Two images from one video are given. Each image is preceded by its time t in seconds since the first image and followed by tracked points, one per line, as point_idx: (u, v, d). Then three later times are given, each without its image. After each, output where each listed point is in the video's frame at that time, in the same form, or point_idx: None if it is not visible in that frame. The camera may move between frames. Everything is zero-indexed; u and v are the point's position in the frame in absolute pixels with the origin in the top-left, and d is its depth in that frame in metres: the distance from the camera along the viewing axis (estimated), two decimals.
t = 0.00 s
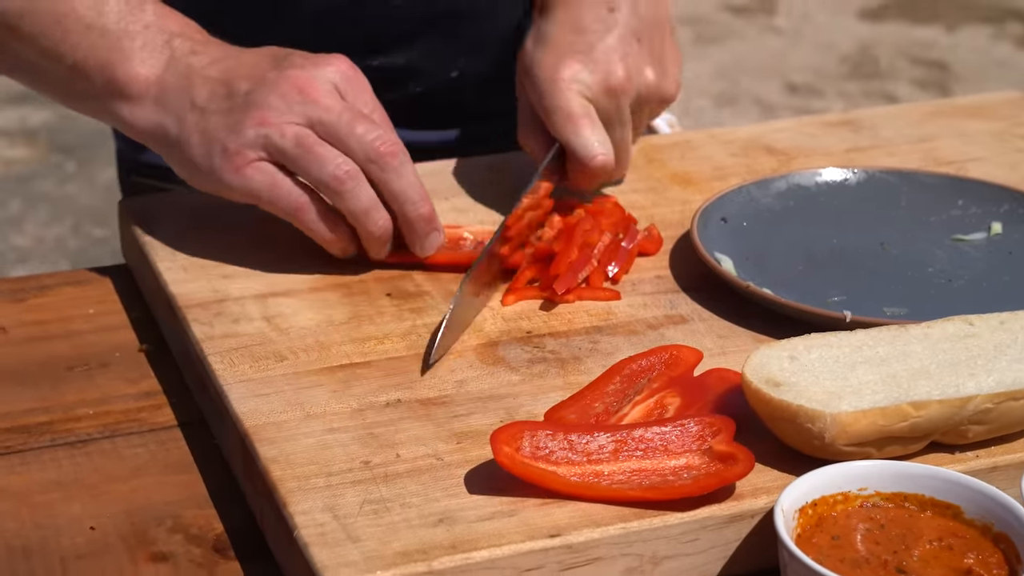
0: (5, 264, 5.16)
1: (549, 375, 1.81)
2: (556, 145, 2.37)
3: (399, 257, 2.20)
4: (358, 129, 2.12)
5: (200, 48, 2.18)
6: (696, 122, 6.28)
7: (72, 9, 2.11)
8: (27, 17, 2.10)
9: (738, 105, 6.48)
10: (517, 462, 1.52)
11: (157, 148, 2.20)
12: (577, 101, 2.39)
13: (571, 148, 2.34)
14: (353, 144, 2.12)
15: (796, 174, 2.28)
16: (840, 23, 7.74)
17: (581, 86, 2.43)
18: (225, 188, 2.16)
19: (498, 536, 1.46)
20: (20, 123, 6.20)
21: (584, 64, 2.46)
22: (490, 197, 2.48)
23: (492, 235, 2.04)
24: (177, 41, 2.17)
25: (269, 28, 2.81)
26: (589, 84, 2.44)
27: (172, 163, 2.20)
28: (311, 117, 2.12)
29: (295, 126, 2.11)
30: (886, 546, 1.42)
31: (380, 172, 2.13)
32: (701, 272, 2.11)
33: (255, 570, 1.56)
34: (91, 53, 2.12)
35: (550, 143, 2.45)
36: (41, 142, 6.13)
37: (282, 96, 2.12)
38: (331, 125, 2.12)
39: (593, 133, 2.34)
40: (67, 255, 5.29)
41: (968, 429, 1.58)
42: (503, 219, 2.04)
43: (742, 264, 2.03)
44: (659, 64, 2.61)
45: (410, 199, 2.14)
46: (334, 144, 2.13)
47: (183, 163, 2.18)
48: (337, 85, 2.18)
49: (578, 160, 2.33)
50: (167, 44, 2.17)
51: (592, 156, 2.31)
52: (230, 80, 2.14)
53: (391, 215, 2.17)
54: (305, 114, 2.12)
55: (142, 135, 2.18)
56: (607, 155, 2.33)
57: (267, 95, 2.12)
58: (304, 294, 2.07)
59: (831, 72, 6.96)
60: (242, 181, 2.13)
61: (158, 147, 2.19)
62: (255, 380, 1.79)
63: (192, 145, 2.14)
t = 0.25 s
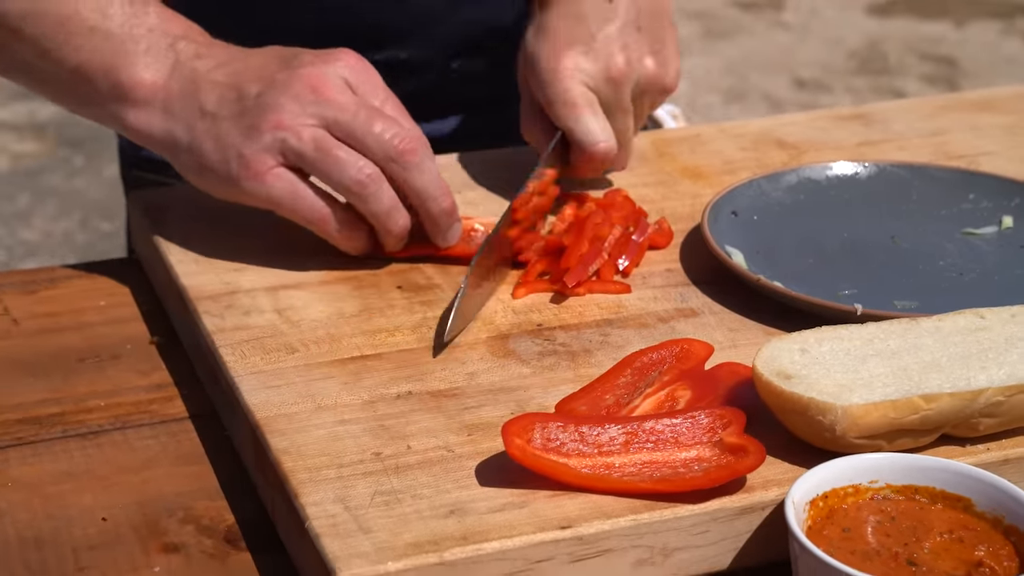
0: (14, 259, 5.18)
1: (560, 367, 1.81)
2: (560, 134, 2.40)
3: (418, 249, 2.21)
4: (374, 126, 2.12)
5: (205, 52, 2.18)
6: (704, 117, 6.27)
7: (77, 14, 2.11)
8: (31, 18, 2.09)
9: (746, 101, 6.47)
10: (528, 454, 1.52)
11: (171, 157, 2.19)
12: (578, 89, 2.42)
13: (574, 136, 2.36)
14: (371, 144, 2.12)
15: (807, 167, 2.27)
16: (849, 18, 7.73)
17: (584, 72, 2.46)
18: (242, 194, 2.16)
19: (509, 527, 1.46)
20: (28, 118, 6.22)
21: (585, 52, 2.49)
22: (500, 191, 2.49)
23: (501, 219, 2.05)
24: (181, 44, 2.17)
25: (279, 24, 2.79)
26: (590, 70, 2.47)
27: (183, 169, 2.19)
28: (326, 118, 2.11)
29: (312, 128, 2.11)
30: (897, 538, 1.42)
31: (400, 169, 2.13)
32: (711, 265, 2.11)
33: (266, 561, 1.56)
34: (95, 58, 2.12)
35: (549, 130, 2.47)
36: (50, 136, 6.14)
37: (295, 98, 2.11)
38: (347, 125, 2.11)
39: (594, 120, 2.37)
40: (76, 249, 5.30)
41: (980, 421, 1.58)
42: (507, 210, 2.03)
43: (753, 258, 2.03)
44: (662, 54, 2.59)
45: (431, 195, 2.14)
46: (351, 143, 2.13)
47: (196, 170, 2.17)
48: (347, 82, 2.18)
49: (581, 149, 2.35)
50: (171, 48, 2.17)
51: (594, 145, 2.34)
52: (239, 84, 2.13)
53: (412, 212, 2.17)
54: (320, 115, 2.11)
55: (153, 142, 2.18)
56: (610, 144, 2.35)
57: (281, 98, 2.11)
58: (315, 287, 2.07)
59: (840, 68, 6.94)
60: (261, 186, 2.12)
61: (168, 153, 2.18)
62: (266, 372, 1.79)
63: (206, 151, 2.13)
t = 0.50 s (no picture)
0: (18, 256, 5.19)
1: (565, 364, 1.81)
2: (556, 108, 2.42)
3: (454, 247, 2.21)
4: (425, 119, 2.11)
5: (229, 24, 2.15)
6: (707, 114, 6.26)
7: None
8: None
9: (750, 98, 6.47)
10: (533, 451, 1.53)
11: (188, 126, 2.16)
12: (578, 64, 2.42)
13: (572, 114, 2.38)
14: (423, 136, 2.11)
15: (811, 164, 2.28)
16: (853, 16, 7.72)
17: (579, 36, 2.46)
18: (282, 178, 2.14)
19: (513, 523, 1.47)
20: (32, 115, 6.23)
21: (583, 24, 2.47)
22: (504, 186, 2.49)
23: (503, 215, 2.07)
24: (201, 12, 2.14)
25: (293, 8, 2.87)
26: (586, 41, 2.46)
27: (206, 143, 2.16)
28: (376, 107, 2.11)
29: (362, 117, 2.10)
30: (900, 534, 1.42)
31: (450, 163, 2.12)
32: (715, 262, 2.11)
33: (271, 557, 1.57)
34: (110, 22, 2.07)
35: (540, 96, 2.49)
36: (53, 133, 6.15)
37: (344, 85, 2.12)
38: (398, 116, 2.11)
39: (592, 97, 2.39)
40: (79, 246, 5.31)
41: (983, 418, 1.58)
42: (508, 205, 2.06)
43: (757, 255, 2.03)
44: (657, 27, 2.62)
45: (479, 190, 2.13)
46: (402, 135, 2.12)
47: (224, 146, 2.14)
48: (390, 74, 2.19)
49: (579, 126, 2.38)
50: (191, 16, 2.13)
51: (592, 122, 2.37)
52: (281, 65, 2.13)
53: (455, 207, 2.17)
54: (368, 104, 2.11)
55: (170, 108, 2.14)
56: (607, 121, 2.38)
57: (331, 84, 2.11)
58: (319, 283, 2.08)
59: (843, 65, 6.94)
60: (304, 173, 2.11)
61: (190, 125, 2.15)
62: (271, 368, 1.80)
63: (239, 128, 2.11)
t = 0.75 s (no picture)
0: (19, 254, 5.19)
1: (566, 361, 1.82)
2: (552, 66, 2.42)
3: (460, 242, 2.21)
4: (448, 114, 2.12)
5: None
6: (708, 113, 6.26)
7: None
8: None
9: (750, 97, 6.46)
10: (534, 448, 1.53)
11: (196, 91, 2.04)
12: (574, 19, 2.41)
13: (568, 69, 2.39)
14: (445, 130, 2.11)
15: (812, 162, 2.28)
16: (853, 15, 7.72)
17: None
18: (298, 162, 2.10)
19: (514, 520, 1.47)
20: (33, 114, 6.23)
21: None
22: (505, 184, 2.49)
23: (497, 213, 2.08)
24: None
25: None
26: None
27: (219, 115, 2.06)
28: (401, 98, 2.11)
29: (388, 108, 2.09)
30: (901, 531, 1.42)
31: (469, 159, 2.13)
32: (716, 260, 2.12)
33: (272, 554, 1.57)
34: None
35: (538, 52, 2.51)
36: (54, 132, 6.15)
37: (370, 74, 2.10)
38: (422, 108, 2.11)
39: (588, 55, 2.38)
40: (80, 244, 5.31)
41: (983, 415, 1.59)
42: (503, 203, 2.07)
43: (758, 252, 2.03)
44: None
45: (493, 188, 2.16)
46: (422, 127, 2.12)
47: (240, 120, 2.05)
48: (409, 67, 2.20)
49: (574, 81, 2.38)
50: None
51: (587, 79, 2.37)
52: (307, 44, 2.07)
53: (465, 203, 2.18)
54: (394, 95, 2.10)
55: (180, 71, 2.02)
56: (601, 78, 2.38)
57: (357, 70, 2.09)
58: (321, 281, 2.08)
59: (844, 64, 6.94)
60: (323, 161, 2.08)
61: (203, 93, 2.04)
62: (272, 365, 1.80)
63: (262, 104, 2.03)
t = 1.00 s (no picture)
0: (18, 252, 5.19)
1: (566, 358, 1.82)
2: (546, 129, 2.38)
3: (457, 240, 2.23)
4: (445, 110, 2.12)
5: None
6: (707, 112, 6.26)
7: None
8: None
9: (750, 96, 6.46)
10: (535, 445, 1.53)
11: (193, 94, 2.05)
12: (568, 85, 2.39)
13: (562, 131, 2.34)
14: (442, 127, 2.12)
15: (812, 160, 2.28)
16: (853, 13, 7.72)
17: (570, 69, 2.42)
18: (297, 162, 2.09)
19: (515, 517, 1.47)
20: (32, 111, 6.23)
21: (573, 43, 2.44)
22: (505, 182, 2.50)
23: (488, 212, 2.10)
24: None
25: None
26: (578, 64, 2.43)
27: (216, 118, 2.07)
28: (398, 95, 2.10)
29: (386, 105, 2.09)
30: (901, 528, 1.42)
31: (467, 155, 2.14)
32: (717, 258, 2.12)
33: (273, 550, 1.57)
34: None
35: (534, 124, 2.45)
36: (53, 129, 6.15)
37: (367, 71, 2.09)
38: (419, 106, 2.11)
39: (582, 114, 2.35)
40: (79, 242, 5.31)
41: (983, 412, 1.59)
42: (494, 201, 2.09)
43: (758, 250, 2.03)
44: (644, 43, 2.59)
45: (490, 184, 2.17)
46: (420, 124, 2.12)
47: (236, 122, 2.05)
48: (405, 64, 2.20)
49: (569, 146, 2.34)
50: None
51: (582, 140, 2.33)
52: (302, 43, 2.06)
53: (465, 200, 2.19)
54: (391, 92, 2.09)
55: (177, 75, 2.02)
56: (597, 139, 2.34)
57: (354, 68, 2.08)
58: (321, 278, 2.08)
59: (843, 63, 6.94)
60: (322, 160, 2.08)
61: (200, 97, 2.04)
62: (273, 362, 1.80)
63: (260, 106, 2.03)
